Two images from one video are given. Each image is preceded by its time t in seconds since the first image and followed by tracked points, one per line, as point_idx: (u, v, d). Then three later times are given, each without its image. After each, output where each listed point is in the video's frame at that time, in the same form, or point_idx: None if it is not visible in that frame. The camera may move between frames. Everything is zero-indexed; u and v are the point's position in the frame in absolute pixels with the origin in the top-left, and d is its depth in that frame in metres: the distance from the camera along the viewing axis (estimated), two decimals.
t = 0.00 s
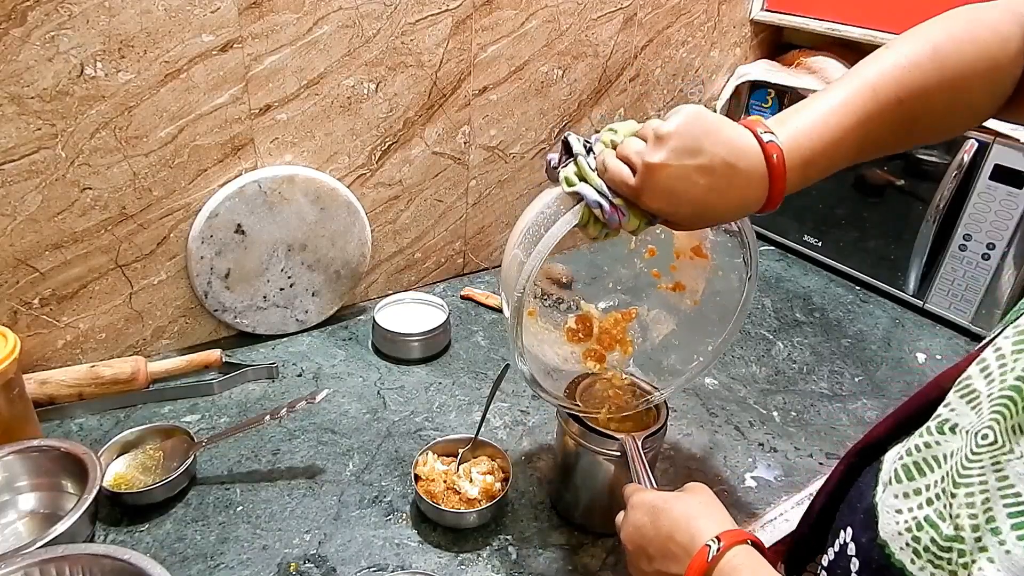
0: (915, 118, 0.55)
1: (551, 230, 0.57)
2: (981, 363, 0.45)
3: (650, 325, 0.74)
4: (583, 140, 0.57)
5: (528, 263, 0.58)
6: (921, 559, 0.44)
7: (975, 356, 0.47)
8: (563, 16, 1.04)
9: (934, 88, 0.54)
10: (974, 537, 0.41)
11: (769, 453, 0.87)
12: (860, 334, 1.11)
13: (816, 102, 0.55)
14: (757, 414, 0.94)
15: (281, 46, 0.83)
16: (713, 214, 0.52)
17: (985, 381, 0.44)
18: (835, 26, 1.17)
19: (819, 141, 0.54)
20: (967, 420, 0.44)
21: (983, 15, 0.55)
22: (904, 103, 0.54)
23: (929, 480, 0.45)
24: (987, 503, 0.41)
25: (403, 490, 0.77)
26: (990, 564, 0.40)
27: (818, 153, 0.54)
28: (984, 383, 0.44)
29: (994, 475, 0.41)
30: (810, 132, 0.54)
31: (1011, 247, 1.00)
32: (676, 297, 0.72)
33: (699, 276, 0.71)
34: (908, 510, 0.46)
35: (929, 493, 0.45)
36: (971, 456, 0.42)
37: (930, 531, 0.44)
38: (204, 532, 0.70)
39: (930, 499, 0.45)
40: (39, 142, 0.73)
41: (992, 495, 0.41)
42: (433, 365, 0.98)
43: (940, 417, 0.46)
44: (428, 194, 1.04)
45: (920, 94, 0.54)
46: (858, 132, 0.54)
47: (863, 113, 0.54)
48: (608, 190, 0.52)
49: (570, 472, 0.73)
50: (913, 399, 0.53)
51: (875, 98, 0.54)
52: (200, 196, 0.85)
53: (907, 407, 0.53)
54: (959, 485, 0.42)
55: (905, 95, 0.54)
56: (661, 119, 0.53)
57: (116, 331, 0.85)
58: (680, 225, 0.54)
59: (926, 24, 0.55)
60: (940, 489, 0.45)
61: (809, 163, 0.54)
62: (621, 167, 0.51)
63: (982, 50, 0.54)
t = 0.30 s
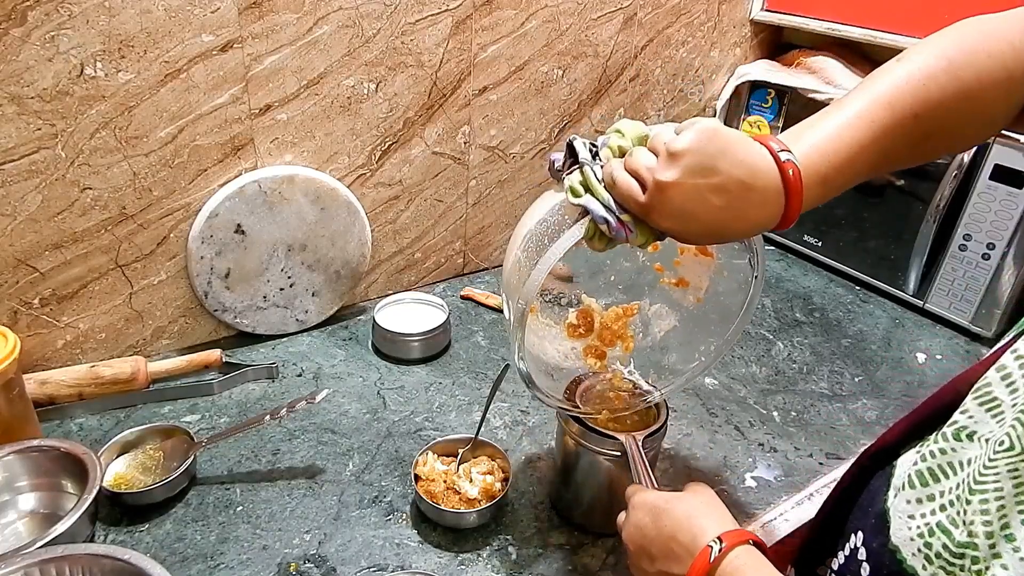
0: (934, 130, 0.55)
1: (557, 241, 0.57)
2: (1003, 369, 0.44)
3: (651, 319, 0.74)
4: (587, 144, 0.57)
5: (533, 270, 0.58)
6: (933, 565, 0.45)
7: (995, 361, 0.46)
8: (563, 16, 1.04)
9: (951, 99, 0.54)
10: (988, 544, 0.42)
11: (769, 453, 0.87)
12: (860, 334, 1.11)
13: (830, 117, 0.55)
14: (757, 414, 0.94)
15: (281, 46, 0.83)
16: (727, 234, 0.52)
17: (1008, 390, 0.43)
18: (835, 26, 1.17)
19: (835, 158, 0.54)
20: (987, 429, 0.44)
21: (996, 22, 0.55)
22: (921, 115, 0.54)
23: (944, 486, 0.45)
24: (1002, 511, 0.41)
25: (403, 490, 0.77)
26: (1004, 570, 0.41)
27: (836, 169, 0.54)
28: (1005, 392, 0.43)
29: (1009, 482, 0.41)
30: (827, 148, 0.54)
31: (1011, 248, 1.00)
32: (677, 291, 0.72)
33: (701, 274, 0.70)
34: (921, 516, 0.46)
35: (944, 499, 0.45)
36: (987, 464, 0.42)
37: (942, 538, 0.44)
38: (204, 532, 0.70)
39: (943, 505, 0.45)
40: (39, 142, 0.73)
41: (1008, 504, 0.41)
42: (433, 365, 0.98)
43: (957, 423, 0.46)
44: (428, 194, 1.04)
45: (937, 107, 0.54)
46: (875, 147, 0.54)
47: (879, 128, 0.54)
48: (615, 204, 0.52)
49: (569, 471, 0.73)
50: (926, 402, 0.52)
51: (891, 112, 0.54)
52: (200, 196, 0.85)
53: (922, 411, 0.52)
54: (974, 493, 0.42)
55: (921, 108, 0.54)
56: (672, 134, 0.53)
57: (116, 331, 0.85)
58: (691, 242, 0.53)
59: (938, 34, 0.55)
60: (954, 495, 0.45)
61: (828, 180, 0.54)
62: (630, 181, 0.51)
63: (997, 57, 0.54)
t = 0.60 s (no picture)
0: (932, 128, 0.55)
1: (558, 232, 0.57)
2: (1003, 365, 0.45)
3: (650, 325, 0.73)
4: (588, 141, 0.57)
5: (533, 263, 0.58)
6: (937, 560, 0.45)
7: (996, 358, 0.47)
8: (563, 16, 1.04)
9: (950, 98, 0.54)
10: (991, 538, 0.42)
11: (769, 453, 0.87)
12: (860, 334, 1.11)
13: (826, 113, 0.55)
14: (757, 414, 0.94)
15: (281, 46, 0.83)
16: (724, 224, 0.53)
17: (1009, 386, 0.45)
18: (835, 26, 1.18)
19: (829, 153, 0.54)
20: (990, 425, 0.45)
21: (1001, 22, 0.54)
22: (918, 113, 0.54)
23: (947, 482, 0.46)
24: (1005, 505, 0.42)
25: (403, 490, 0.77)
26: (1008, 564, 0.41)
27: (830, 162, 0.54)
28: (1007, 389, 0.45)
29: (1013, 477, 0.42)
30: (821, 143, 0.54)
31: (1011, 247, 1.00)
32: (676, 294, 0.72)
33: (701, 276, 0.71)
34: (925, 512, 0.47)
35: (947, 495, 0.46)
36: (990, 459, 0.43)
37: (946, 533, 0.45)
38: (204, 532, 0.70)
39: (947, 501, 0.46)
40: (39, 142, 0.73)
41: (1011, 498, 0.42)
42: (433, 365, 0.98)
43: (959, 419, 0.47)
44: (428, 194, 1.04)
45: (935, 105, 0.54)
46: (871, 144, 0.55)
47: (875, 124, 0.54)
48: (615, 195, 0.52)
49: (569, 472, 0.73)
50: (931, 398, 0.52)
51: (887, 108, 0.54)
52: (200, 196, 0.85)
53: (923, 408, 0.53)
54: (978, 488, 0.43)
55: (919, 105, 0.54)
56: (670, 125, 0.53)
57: (116, 331, 0.85)
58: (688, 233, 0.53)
59: (943, 33, 0.55)
60: (958, 491, 0.46)
61: (822, 174, 0.55)
62: (629, 172, 0.51)
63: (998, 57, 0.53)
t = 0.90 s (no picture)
0: (884, 103, 0.56)
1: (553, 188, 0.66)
2: (984, 344, 0.46)
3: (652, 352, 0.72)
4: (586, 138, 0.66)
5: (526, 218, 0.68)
6: (929, 536, 0.45)
7: (980, 338, 0.48)
8: (563, 16, 1.04)
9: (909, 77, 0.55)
10: (982, 510, 0.42)
11: (769, 453, 0.87)
12: (860, 334, 1.11)
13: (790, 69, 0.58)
14: (757, 414, 0.94)
15: (281, 46, 0.83)
16: (687, 145, 0.57)
17: (990, 362, 0.45)
18: (835, 26, 1.17)
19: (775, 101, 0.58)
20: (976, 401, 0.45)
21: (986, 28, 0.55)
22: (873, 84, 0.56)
23: (936, 460, 0.46)
24: (993, 477, 0.42)
25: (403, 490, 0.77)
26: (998, 536, 0.40)
27: (774, 107, 0.58)
28: (987, 365, 0.45)
29: (1000, 449, 0.42)
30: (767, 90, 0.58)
31: (1012, 247, 1.00)
32: (685, 317, 0.71)
33: (702, 290, 0.70)
34: (915, 490, 0.47)
35: (936, 472, 0.46)
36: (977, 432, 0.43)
37: (936, 509, 0.45)
38: (204, 532, 0.70)
39: (936, 478, 0.46)
40: (39, 142, 0.73)
41: (998, 469, 0.42)
42: (433, 365, 0.98)
43: (947, 399, 0.47)
44: (428, 194, 1.04)
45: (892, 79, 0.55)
46: (820, 107, 0.58)
47: (828, 88, 0.57)
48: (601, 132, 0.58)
49: (570, 472, 0.73)
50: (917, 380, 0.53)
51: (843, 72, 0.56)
52: (200, 196, 0.85)
53: (910, 390, 0.54)
54: (967, 463, 0.43)
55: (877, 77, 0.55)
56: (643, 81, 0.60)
57: (116, 331, 0.85)
58: (665, 158, 0.59)
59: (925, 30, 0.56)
60: (948, 467, 0.46)
61: (765, 118, 0.58)
62: (608, 113, 0.59)
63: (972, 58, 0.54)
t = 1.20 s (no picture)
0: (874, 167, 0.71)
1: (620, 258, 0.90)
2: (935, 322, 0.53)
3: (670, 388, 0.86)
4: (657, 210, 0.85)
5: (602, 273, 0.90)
6: (904, 499, 0.49)
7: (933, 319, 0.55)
8: (564, 16, 1.04)
9: (892, 147, 0.70)
10: (952, 469, 0.46)
11: (769, 454, 0.87)
12: (860, 334, 1.11)
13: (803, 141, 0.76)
14: (757, 414, 0.94)
15: (281, 46, 0.83)
16: (719, 178, 0.79)
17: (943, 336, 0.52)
18: (835, 26, 1.18)
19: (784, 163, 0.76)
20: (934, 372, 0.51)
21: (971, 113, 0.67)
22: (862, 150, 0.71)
23: (905, 429, 0.51)
24: (959, 437, 0.47)
25: (403, 490, 0.77)
26: (968, 491, 0.45)
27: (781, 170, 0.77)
28: (939, 338, 0.52)
29: (962, 410, 0.47)
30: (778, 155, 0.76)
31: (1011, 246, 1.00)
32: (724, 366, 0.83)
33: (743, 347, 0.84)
34: (887, 457, 0.51)
35: (906, 440, 0.50)
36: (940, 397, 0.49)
37: (910, 472, 0.49)
38: (204, 532, 0.70)
39: (907, 445, 0.50)
40: (39, 142, 0.73)
41: (963, 430, 0.46)
42: (433, 365, 0.98)
43: (913, 374, 0.53)
44: (428, 194, 1.04)
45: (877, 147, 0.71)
46: (819, 168, 0.74)
47: (826, 154, 0.73)
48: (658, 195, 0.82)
49: (569, 472, 0.73)
50: (874, 362, 0.59)
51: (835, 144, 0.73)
52: (200, 196, 0.85)
53: (869, 374, 0.60)
54: (935, 426, 0.48)
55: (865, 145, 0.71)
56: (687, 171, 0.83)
57: (116, 331, 0.85)
58: (702, 197, 0.80)
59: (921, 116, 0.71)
60: (917, 435, 0.50)
61: (775, 175, 0.77)
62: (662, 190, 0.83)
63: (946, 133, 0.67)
